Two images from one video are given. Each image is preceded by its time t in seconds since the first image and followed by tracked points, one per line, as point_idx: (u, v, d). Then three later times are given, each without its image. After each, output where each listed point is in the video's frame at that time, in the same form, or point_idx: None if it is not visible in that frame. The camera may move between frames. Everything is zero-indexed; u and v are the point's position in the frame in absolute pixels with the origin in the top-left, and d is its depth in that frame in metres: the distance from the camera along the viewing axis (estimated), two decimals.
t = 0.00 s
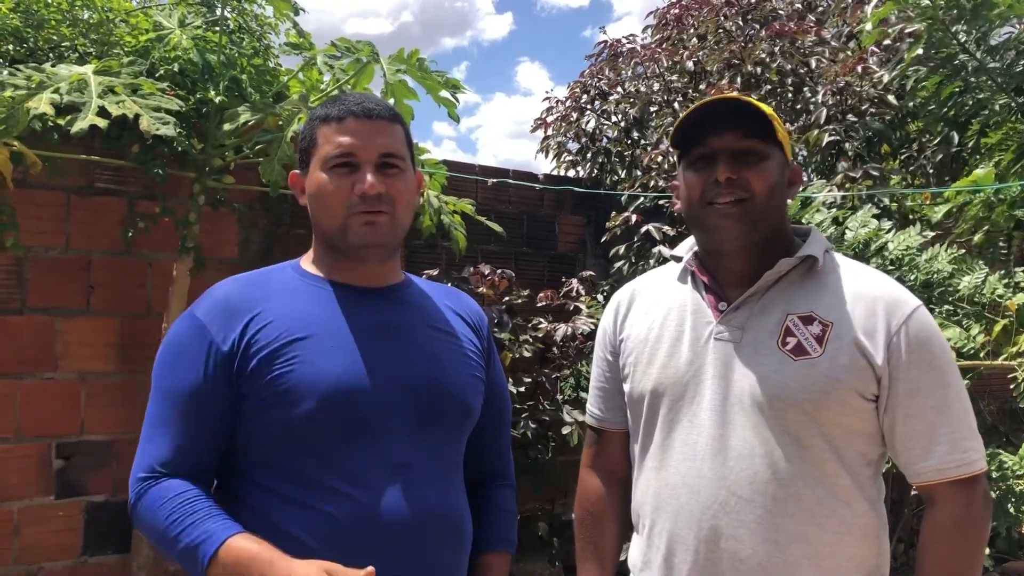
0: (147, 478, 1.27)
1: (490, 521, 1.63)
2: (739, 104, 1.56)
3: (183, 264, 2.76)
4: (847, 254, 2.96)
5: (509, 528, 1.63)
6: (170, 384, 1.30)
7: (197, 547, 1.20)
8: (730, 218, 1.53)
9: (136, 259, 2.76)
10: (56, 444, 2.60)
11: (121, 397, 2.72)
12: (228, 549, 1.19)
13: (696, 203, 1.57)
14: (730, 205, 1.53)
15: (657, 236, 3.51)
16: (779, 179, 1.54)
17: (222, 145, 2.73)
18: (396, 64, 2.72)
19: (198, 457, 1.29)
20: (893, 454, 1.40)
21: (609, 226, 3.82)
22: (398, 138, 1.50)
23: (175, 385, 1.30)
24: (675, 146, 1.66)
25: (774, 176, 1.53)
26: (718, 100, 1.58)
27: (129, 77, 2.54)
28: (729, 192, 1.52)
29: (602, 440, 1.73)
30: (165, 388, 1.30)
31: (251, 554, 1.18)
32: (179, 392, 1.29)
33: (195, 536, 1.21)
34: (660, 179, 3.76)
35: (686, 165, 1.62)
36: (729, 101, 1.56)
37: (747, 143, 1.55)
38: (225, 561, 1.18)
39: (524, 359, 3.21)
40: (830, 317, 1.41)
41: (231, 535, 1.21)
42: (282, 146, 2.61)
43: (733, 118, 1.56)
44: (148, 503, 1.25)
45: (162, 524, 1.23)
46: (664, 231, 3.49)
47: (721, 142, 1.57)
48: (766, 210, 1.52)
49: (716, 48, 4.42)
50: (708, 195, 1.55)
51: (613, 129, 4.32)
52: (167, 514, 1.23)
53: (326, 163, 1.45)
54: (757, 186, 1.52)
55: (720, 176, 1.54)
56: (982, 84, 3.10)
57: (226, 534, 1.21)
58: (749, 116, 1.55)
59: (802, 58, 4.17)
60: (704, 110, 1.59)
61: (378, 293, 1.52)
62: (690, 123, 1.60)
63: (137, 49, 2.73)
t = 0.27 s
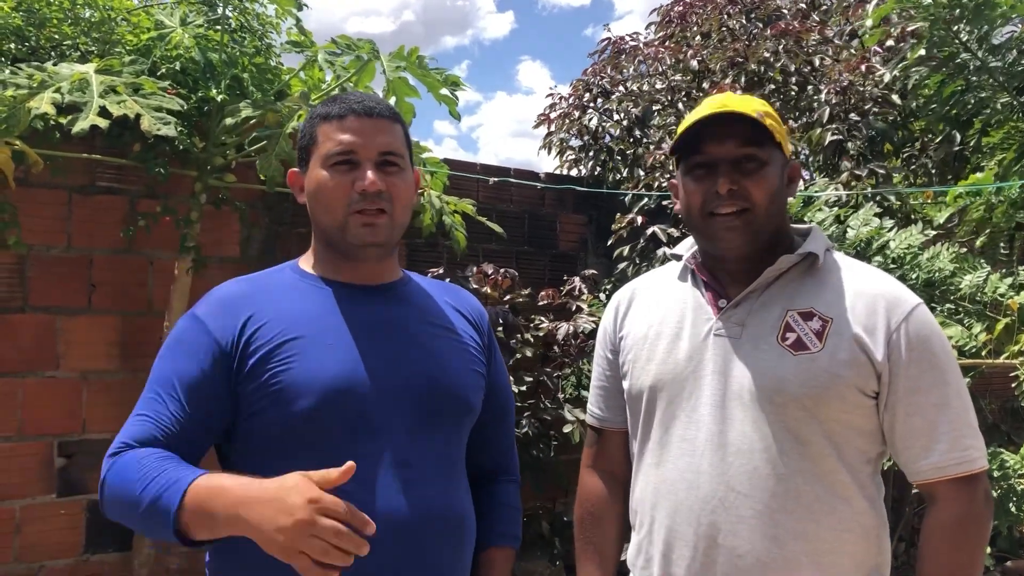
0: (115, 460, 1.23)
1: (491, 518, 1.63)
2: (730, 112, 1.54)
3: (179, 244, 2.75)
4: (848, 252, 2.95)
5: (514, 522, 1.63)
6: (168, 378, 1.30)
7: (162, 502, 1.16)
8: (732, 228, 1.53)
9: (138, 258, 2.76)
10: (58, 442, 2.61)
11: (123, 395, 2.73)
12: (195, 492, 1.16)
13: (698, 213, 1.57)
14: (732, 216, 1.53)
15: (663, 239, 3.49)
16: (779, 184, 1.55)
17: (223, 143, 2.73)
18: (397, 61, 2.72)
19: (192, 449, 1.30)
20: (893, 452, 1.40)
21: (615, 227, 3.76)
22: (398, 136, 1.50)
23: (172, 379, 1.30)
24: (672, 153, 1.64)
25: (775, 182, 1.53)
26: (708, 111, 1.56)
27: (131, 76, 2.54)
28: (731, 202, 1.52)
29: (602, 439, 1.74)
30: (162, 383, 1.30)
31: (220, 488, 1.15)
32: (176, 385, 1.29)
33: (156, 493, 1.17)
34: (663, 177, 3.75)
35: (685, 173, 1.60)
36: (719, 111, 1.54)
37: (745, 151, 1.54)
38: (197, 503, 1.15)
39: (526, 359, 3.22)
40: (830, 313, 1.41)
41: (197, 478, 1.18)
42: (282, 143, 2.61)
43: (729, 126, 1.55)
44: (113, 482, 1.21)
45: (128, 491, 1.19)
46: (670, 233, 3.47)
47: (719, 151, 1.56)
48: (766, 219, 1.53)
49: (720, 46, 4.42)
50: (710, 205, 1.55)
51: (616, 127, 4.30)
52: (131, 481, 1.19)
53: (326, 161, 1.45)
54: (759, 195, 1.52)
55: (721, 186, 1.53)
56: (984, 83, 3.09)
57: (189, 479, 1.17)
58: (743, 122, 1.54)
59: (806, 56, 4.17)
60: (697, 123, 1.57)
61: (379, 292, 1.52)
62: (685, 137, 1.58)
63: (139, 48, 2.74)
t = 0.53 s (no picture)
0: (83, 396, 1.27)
1: (491, 517, 1.63)
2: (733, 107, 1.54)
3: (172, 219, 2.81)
4: (850, 251, 2.95)
5: (518, 521, 1.64)
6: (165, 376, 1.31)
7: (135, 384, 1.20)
8: (730, 221, 1.53)
9: (140, 257, 2.77)
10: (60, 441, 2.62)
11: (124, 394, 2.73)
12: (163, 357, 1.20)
13: (696, 207, 1.57)
14: (730, 210, 1.53)
15: (668, 239, 3.46)
16: (777, 181, 1.55)
17: (225, 143, 2.74)
18: (399, 60, 2.72)
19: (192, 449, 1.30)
20: (893, 452, 1.40)
21: (619, 225, 3.76)
22: (400, 147, 1.49)
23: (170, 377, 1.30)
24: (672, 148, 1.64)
25: (773, 178, 1.54)
26: (710, 105, 1.56)
27: (133, 76, 2.54)
28: (729, 196, 1.52)
29: (601, 440, 1.74)
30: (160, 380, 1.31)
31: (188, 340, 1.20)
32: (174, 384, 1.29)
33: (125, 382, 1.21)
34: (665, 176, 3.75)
35: (684, 169, 1.61)
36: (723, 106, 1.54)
37: (744, 146, 1.54)
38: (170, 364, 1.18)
39: (528, 359, 3.20)
40: (831, 312, 1.41)
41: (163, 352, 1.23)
42: (288, 143, 2.63)
43: (729, 121, 1.55)
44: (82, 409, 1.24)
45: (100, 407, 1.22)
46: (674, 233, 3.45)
47: (718, 146, 1.56)
48: (765, 213, 1.53)
49: (723, 46, 4.41)
50: (708, 199, 1.55)
51: (619, 126, 4.29)
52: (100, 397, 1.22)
53: (326, 166, 1.44)
54: (757, 190, 1.52)
55: (719, 180, 1.53)
56: (987, 82, 3.09)
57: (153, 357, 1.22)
58: (744, 117, 1.54)
59: (810, 57, 4.17)
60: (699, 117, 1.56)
61: (379, 291, 1.52)
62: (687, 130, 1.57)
63: (141, 47, 2.74)
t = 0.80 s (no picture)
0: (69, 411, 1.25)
1: (490, 517, 1.63)
2: (727, 123, 1.53)
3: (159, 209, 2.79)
4: (850, 252, 2.95)
5: (513, 521, 1.64)
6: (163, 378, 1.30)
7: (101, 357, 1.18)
8: (726, 237, 1.54)
9: (141, 257, 2.77)
10: (61, 441, 2.62)
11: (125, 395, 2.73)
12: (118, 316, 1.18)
13: (692, 223, 1.58)
14: (727, 225, 1.54)
15: (668, 235, 3.50)
16: (774, 192, 1.55)
17: (226, 143, 2.74)
18: (400, 60, 2.72)
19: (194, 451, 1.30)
20: (893, 453, 1.40)
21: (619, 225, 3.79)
22: (405, 153, 1.49)
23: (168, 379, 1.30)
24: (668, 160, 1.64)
25: (769, 191, 1.54)
26: (705, 120, 1.55)
27: (134, 76, 2.54)
28: (725, 213, 1.53)
29: (599, 443, 1.74)
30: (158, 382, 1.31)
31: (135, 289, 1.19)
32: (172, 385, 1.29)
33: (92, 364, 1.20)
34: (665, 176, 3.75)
35: (681, 182, 1.61)
36: (716, 121, 1.53)
37: (739, 160, 1.54)
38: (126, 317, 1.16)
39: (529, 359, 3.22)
40: (831, 314, 1.41)
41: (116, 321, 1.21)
42: (288, 143, 2.63)
43: (724, 136, 1.54)
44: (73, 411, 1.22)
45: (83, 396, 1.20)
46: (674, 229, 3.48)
47: (713, 161, 1.56)
48: (762, 227, 1.54)
49: (725, 47, 4.41)
50: (704, 215, 1.56)
51: (620, 126, 4.29)
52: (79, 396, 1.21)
53: (330, 167, 1.44)
54: (753, 205, 1.52)
55: (715, 197, 1.54)
56: (987, 83, 3.08)
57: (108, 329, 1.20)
58: (739, 133, 1.53)
59: (812, 57, 4.16)
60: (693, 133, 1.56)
61: (378, 292, 1.53)
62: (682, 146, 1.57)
63: (141, 48, 2.74)
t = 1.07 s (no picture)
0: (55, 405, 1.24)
1: (489, 516, 1.63)
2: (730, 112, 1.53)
3: (158, 208, 2.79)
4: (850, 252, 2.94)
5: (514, 520, 1.63)
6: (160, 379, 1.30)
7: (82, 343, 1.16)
8: (725, 224, 1.53)
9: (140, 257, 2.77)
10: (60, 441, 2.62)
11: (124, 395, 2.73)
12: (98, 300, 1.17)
13: (691, 209, 1.58)
14: (725, 213, 1.53)
15: (668, 234, 3.50)
16: (774, 184, 1.55)
17: (225, 143, 2.73)
18: (400, 59, 2.72)
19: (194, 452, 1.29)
20: (892, 453, 1.40)
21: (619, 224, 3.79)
22: (408, 154, 1.49)
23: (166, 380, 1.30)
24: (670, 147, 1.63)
25: (770, 181, 1.54)
26: (708, 108, 1.55)
27: (133, 76, 2.54)
28: (725, 200, 1.53)
29: (596, 444, 1.73)
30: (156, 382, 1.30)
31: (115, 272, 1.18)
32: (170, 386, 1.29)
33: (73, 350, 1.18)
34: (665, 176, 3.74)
35: (681, 169, 1.61)
36: (719, 109, 1.53)
37: (741, 149, 1.54)
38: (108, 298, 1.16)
39: (530, 358, 3.22)
40: (830, 313, 1.41)
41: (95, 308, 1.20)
42: (287, 143, 2.62)
43: (726, 124, 1.54)
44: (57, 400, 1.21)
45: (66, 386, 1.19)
46: (675, 228, 3.49)
47: (715, 148, 1.56)
48: (761, 217, 1.54)
49: (726, 46, 4.40)
50: (703, 201, 1.55)
51: (621, 125, 4.28)
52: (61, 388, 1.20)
53: (331, 166, 1.44)
54: (753, 193, 1.52)
55: (715, 183, 1.54)
56: (987, 82, 3.08)
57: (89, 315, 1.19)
58: (742, 121, 1.53)
59: (815, 56, 4.14)
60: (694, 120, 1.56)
61: (376, 290, 1.52)
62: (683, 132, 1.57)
63: (141, 47, 2.74)
